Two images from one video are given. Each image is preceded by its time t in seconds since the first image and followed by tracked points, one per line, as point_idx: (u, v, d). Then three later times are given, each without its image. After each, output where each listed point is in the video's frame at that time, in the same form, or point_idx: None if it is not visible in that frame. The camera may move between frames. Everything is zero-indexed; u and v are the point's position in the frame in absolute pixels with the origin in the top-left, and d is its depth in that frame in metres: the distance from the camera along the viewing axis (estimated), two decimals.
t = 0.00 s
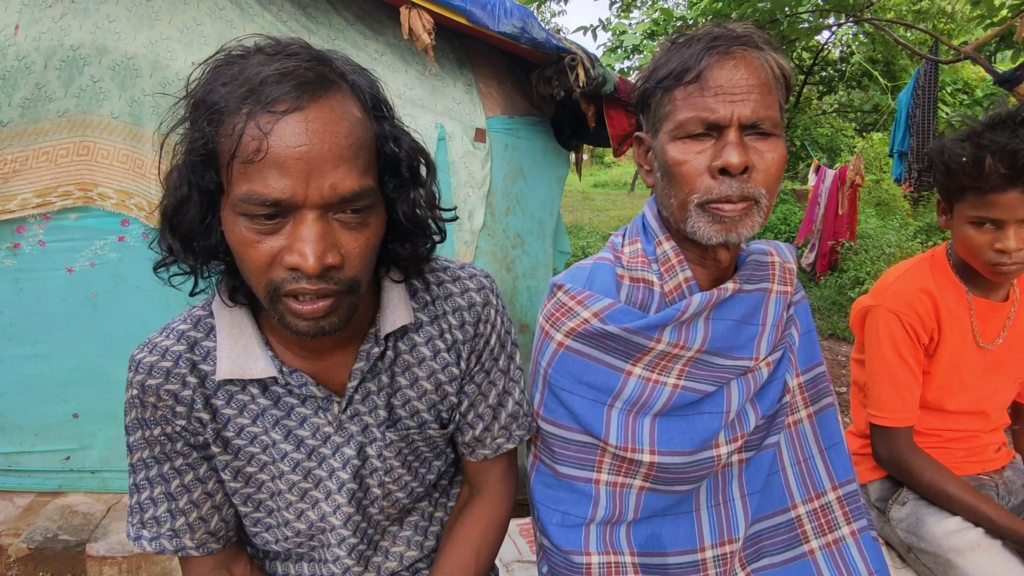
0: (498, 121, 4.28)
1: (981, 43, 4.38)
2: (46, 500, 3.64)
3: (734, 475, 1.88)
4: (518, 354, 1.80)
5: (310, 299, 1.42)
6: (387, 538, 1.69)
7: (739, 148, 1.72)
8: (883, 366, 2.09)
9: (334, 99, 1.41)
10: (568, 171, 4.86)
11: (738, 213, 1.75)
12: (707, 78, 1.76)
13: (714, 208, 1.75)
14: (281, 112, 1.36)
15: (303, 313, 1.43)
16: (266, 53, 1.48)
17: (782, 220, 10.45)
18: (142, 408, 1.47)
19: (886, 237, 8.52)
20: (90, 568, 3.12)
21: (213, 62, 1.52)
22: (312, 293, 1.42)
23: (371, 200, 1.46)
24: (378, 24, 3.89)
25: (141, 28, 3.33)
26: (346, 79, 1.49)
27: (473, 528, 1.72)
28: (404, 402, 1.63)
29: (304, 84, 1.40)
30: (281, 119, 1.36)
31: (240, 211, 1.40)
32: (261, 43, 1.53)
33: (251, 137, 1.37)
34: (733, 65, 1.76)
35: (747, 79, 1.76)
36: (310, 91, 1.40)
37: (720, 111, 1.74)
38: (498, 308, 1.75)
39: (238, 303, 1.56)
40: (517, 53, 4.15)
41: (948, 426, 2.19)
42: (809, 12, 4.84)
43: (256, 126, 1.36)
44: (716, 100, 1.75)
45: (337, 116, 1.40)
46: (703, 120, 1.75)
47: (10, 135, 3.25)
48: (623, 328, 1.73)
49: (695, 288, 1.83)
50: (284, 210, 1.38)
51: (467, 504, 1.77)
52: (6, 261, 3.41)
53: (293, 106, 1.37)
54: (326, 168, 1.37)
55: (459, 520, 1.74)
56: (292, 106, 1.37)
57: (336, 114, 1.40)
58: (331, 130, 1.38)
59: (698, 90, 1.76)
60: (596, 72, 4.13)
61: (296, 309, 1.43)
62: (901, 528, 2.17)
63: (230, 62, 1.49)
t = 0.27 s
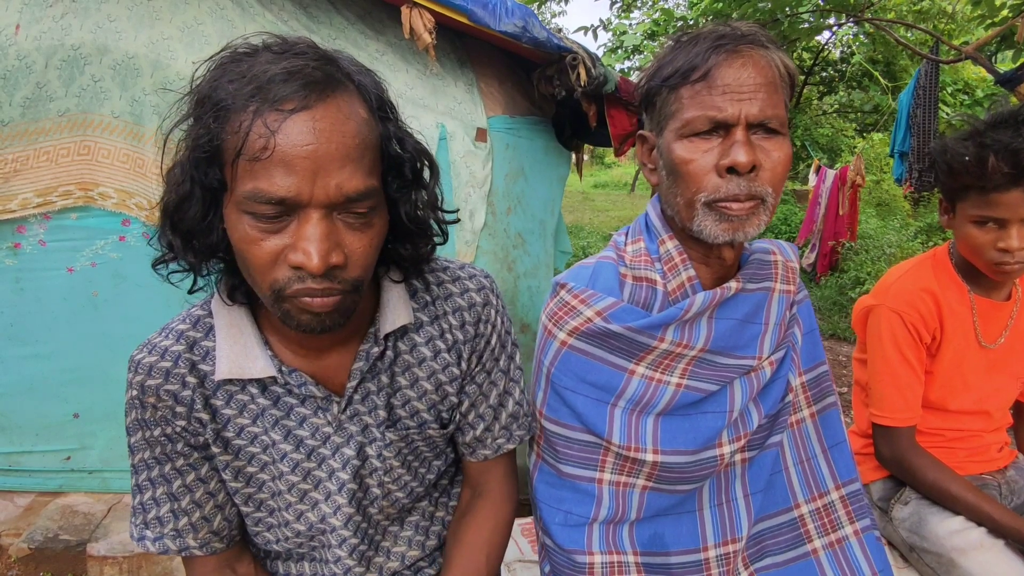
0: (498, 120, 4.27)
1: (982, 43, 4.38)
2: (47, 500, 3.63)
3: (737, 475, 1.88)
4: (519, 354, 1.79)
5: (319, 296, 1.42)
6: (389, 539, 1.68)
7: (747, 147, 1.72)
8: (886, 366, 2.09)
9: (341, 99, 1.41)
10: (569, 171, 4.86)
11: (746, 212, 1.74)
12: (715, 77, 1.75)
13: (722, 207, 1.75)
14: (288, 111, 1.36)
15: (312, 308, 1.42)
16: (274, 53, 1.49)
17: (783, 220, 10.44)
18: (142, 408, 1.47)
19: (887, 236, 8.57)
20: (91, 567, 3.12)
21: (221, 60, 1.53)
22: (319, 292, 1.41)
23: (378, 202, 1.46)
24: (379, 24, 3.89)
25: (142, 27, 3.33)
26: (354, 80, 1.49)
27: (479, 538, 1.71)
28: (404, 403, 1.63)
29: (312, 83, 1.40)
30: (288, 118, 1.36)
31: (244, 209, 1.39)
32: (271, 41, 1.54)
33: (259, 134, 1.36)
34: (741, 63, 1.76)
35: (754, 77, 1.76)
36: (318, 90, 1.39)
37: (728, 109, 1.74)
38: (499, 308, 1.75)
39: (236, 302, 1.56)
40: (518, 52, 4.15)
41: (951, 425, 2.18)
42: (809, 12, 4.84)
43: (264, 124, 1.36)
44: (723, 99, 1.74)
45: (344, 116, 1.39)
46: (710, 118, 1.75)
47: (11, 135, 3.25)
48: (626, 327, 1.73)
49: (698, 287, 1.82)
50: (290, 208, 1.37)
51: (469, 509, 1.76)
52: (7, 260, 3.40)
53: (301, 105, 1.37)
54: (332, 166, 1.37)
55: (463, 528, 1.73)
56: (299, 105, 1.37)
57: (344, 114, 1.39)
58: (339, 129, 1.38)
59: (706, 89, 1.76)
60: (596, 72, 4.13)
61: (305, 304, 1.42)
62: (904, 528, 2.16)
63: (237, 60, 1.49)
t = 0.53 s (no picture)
0: (499, 120, 4.27)
1: (982, 43, 4.37)
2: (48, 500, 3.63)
3: (738, 474, 1.88)
4: (520, 354, 1.79)
5: (311, 291, 1.42)
6: (390, 538, 1.68)
7: (753, 147, 1.72)
8: (888, 366, 2.09)
9: (352, 92, 1.43)
10: (570, 170, 4.87)
11: (752, 212, 1.74)
12: (721, 76, 1.75)
13: (728, 207, 1.75)
14: (299, 98, 1.38)
15: (304, 304, 1.42)
16: (291, 44, 1.51)
17: (783, 220, 10.44)
18: (142, 406, 1.47)
19: (887, 237, 8.54)
20: (92, 567, 3.12)
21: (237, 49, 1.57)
22: (311, 281, 1.41)
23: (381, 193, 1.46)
24: (380, 24, 3.89)
25: (143, 27, 3.33)
26: (367, 76, 1.50)
27: (482, 541, 1.71)
28: (406, 402, 1.63)
29: (324, 74, 1.42)
30: (298, 105, 1.37)
31: (249, 193, 1.40)
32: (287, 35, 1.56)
33: (267, 119, 1.38)
34: (748, 63, 1.76)
35: (760, 77, 1.76)
36: (330, 81, 1.41)
37: (734, 109, 1.74)
38: (501, 308, 1.75)
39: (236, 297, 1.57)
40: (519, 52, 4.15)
41: (952, 424, 2.18)
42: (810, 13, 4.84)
43: (273, 109, 1.38)
44: (729, 98, 1.74)
45: (354, 108, 1.41)
46: (716, 118, 1.75)
47: (12, 134, 3.25)
48: (629, 326, 1.73)
49: (700, 286, 1.82)
50: (293, 193, 1.38)
51: (471, 512, 1.76)
52: (8, 260, 3.40)
53: (312, 93, 1.38)
54: (339, 155, 1.38)
55: (465, 531, 1.73)
56: (310, 93, 1.38)
57: (353, 106, 1.41)
58: (347, 120, 1.39)
59: (712, 88, 1.76)
60: (597, 71, 4.14)
61: (296, 298, 1.42)
62: (905, 527, 2.16)
63: (251, 52, 1.52)
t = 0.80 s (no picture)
0: (499, 120, 4.27)
1: (983, 44, 4.37)
2: (48, 500, 3.63)
3: (738, 474, 1.88)
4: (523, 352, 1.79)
5: (307, 273, 1.41)
6: (392, 537, 1.68)
7: (760, 150, 1.72)
8: (887, 366, 2.09)
9: (364, 83, 1.45)
10: (570, 171, 4.87)
11: (757, 216, 1.75)
12: (729, 78, 1.75)
13: (733, 211, 1.75)
14: (311, 82, 1.41)
15: (299, 286, 1.42)
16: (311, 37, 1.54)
17: (783, 220, 10.44)
18: (144, 402, 1.47)
19: (887, 237, 8.56)
20: (92, 567, 3.11)
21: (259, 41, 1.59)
22: (308, 264, 1.40)
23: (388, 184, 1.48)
24: (380, 24, 3.89)
25: (143, 28, 3.34)
26: (381, 72, 1.53)
27: (486, 542, 1.70)
28: (410, 398, 1.63)
29: (338, 61, 1.45)
30: (308, 89, 1.40)
31: (255, 172, 1.41)
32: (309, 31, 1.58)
33: (278, 100, 1.40)
34: (756, 66, 1.77)
35: (767, 79, 1.77)
36: (342, 67, 1.44)
37: (742, 112, 1.74)
38: (505, 305, 1.75)
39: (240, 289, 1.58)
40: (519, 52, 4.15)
41: (952, 425, 2.18)
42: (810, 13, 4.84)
43: (285, 91, 1.41)
44: (737, 100, 1.74)
45: (363, 96, 1.43)
46: (724, 119, 1.75)
47: (12, 135, 3.25)
48: (629, 327, 1.73)
49: (699, 287, 1.82)
50: (297, 173, 1.39)
51: (475, 512, 1.76)
52: (8, 260, 3.41)
53: (323, 79, 1.41)
54: (345, 138, 1.39)
55: (469, 531, 1.73)
56: (322, 78, 1.41)
57: (363, 94, 1.43)
58: (355, 106, 1.41)
59: (720, 89, 1.76)
60: (597, 72, 4.14)
61: (292, 280, 1.42)
62: (905, 527, 2.16)
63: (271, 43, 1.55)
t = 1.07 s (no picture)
0: (498, 121, 4.27)
1: (982, 44, 4.37)
2: (47, 501, 3.63)
3: (737, 475, 1.88)
4: (526, 353, 1.79)
5: (313, 264, 1.41)
6: (391, 537, 1.68)
7: (756, 150, 1.72)
8: (886, 367, 2.08)
9: (373, 79, 1.47)
10: (569, 171, 4.88)
11: (753, 218, 1.75)
12: (726, 78, 1.76)
13: (728, 212, 1.75)
14: (321, 78, 1.42)
15: (304, 278, 1.42)
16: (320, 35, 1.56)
17: (783, 221, 10.45)
18: (147, 399, 1.47)
19: (887, 237, 8.56)
20: (91, 568, 3.11)
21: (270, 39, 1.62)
22: (314, 256, 1.41)
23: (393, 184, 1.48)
24: (379, 24, 3.90)
25: (142, 29, 3.34)
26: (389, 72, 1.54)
27: (486, 543, 1.70)
28: (412, 398, 1.63)
29: (348, 58, 1.47)
30: (319, 84, 1.41)
31: (263, 166, 1.42)
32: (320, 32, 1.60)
33: (288, 95, 1.42)
34: (752, 66, 1.77)
35: (764, 79, 1.77)
36: (352, 65, 1.46)
37: (738, 112, 1.74)
38: (508, 306, 1.75)
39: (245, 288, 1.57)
40: (518, 53, 4.15)
41: (951, 426, 2.18)
42: (809, 14, 4.84)
43: (294, 87, 1.42)
44: (734, 100, 1.74)
45: (372, 94, 1.44)
46: (720, 120, 1.75)
47: (11, 135, 3.25)
48: (627, 327, 1.73)
49: (698, 287, 1.82)
50: (305, 166, 1.40)
51: (475, 513, 1.75)
52: (7, 261, 3.40)
53: (333, 75, 1.43)
54: (353, 133, 1.41)
55: (470, 532, 1.73)
56: (331, 75, 1.43)
57: (371, 91, 1.44)
58: (364, 103, 1.43)
59: (716, 90, 1.76)
60: (596, 72, 4.14)
61: (297, 272, 1.42)
62: (904, 528, 2.16)
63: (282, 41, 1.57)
